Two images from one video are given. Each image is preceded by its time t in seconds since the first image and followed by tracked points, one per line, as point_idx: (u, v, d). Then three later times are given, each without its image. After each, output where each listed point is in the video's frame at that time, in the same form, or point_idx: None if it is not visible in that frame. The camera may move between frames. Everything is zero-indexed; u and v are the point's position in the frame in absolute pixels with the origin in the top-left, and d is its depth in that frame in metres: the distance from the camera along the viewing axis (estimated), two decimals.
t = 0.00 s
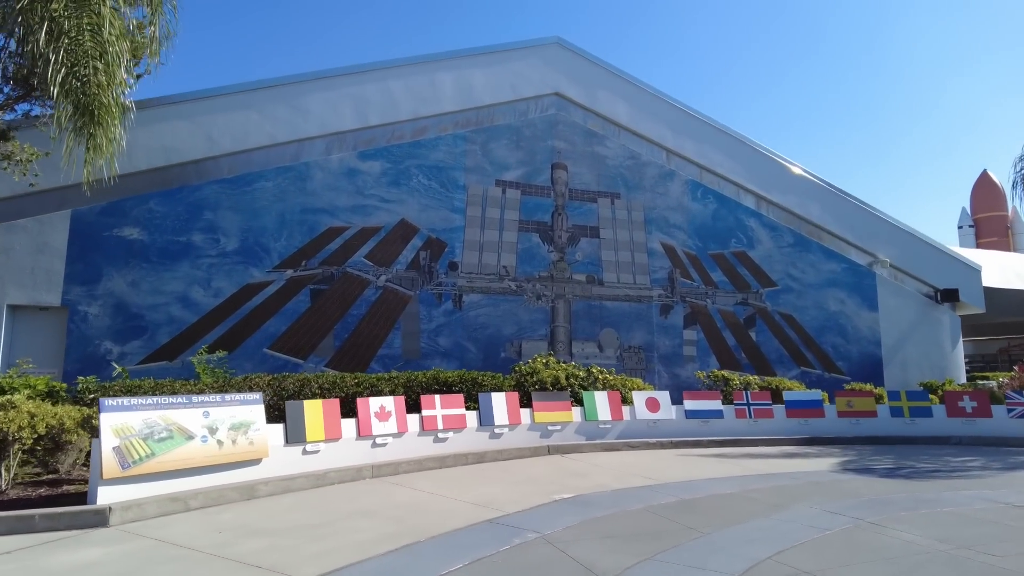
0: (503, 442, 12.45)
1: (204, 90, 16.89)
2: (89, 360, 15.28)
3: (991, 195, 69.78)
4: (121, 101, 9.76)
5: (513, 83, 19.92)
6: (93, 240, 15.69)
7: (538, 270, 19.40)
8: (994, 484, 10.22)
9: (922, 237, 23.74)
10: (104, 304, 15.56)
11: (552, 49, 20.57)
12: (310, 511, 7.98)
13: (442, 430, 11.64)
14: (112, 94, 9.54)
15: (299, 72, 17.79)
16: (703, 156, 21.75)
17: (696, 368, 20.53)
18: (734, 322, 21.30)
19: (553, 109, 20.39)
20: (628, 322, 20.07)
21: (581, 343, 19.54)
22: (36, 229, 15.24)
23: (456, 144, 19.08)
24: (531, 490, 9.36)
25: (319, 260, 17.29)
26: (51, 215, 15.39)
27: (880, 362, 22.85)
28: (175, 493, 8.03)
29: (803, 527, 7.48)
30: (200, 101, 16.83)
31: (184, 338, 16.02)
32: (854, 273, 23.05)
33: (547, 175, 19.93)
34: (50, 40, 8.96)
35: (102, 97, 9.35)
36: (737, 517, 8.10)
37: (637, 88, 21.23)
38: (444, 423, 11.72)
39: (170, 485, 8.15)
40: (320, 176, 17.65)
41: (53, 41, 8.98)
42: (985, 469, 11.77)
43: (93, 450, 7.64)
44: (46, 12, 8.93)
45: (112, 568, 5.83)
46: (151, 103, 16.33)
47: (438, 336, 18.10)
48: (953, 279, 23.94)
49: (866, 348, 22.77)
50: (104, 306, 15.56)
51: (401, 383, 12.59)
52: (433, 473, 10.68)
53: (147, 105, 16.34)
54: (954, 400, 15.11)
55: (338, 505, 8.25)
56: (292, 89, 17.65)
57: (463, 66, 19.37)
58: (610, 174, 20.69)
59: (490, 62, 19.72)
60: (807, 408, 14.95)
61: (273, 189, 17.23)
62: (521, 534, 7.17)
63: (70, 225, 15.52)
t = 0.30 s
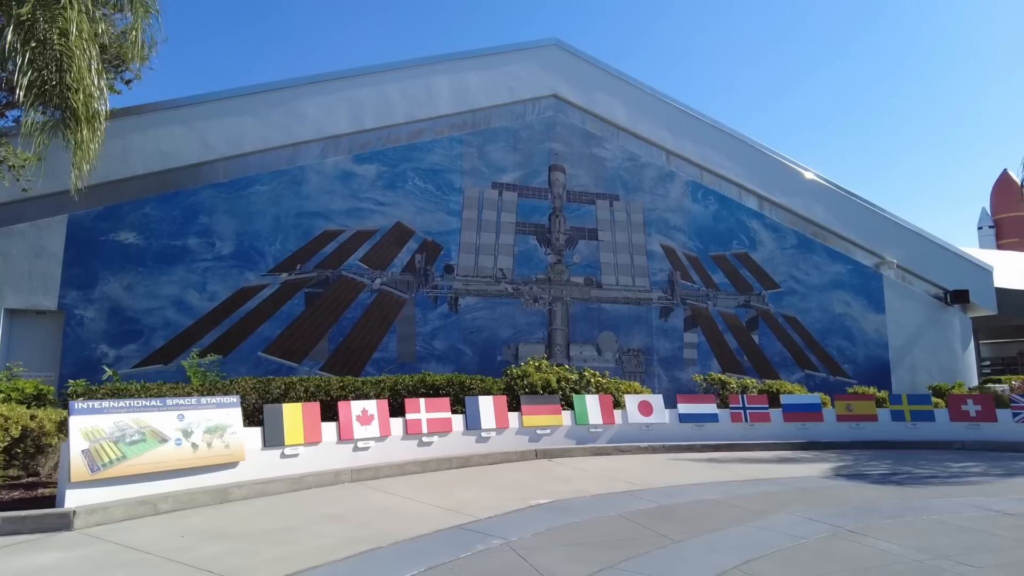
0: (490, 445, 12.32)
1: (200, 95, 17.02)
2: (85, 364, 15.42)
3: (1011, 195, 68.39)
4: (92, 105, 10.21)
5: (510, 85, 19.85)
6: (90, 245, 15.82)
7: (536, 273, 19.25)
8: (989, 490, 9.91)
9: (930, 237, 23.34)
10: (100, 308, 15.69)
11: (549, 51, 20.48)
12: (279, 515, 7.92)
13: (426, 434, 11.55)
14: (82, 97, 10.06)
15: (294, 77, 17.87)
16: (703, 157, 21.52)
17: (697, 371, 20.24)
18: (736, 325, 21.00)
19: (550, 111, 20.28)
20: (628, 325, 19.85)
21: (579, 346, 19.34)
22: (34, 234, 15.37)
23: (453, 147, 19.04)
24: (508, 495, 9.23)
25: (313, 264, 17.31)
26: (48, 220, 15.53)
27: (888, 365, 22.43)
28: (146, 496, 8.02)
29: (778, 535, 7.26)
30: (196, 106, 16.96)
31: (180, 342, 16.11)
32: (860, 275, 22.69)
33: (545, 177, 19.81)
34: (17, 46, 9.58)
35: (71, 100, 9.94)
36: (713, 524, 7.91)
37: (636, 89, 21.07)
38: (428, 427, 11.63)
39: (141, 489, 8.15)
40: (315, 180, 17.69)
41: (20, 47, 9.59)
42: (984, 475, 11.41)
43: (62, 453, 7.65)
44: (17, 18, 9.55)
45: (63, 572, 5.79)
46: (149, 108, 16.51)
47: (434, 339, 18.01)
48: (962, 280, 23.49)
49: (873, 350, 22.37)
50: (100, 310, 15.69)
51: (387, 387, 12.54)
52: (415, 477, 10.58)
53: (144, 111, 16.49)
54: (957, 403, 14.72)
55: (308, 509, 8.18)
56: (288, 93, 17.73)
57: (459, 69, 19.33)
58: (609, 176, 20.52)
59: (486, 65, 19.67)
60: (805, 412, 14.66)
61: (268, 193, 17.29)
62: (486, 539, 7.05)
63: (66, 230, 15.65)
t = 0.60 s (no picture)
0: (474, 446, 12.18)
1: (192, 96, 17.03)
2: (77, 364, 15.46)
3: None
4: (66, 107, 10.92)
5: (504, 83, 19.69)
6: (81, 245, 15.84)
7: (530, 272, 19.10)
8: (979, 493, 9.64)
9: (934, 235, 22.93)
10: (91, 309, 15.72)
11: (543, 49, 20.30)
12: (246, 516, 7.84)
13: (408, 435, 11.44)
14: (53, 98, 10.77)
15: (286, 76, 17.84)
16: (701, 154, 21.26)
17: (694, 371, 20.00)
18: (735, 324, 20.72)
19: (545, 109, 20.10)
20: (624, 324, 19.65)
21: (574, 346, 19.17)
22: (26, 235, 15.41)
23: (446, 146, 18.94)
24: (483, 497, 9.08)
25: (305, 264, 17.28)
26: (40, 221, 15.55)
27: (891, 365, 22.09)
28: (113, 497, 7.97)
29: (750, 539, 7.05)
30: (187, 106, 16.98)
31: (171, 343, 16.13)
32: (863, 274, 22.34)
33: (539, 175, 19.64)
34: None
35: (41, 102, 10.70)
36: (687, 527, 7.72)
37: (632, 87, 20.84)
38: (411, 428, 11.52)
39: (110, 489, 8.12)
40: (307, 180, 17.65)
41: None
42: (978, 477, 11.12)
43: (29, 453, 7.62)
44: None
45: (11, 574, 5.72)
46: (141, 109, 16.54)
47: (427, 339, 17.91)
48: (968, 278, 23.08)
49: (875, 350, 22.03)
50: (91, 310, 15.71)
51: (371, 387, 12.43)
52: (394, 478, 10.48)
53: (135, 111, 16.51)
54: (955, 404, 14.40)
55: (276, 510, 8.08)
56: (280, 93, 17.69)
57: (453, 67, 19.22)
58: (605, 174, 20.32)
59: (479, 63, 19.52)
60: (799, 413, 14.39)
61: (260, 193, 17.27)
62: (448, 541, 6.93)
63: (59, 231, 15.67)
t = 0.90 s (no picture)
0: (458, 449, 12.07)
1: (184, 98, 17.04)
2: (68, 366, 15.50)
3: None
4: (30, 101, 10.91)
5: (499, 83, 19.58)
6: (74, 247, 15.89)
7: (524, 273, 18.97)
8: (969, 500, 9.40)
9: (938, 234, 22.57)
10: (83, 310, 15.76)
11: (538, 48, 20.16)
12: (213, 521, 7.76)
13: (390, 438, 11.36)
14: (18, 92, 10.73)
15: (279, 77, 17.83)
16: (699, 153, 21.03)
17: (691, 373, 19.78)
18: (733, 325, 20.47)
19: (540, 109, 19.94)
20: (619, 326, 19.46)
21: (569, 347, 19.01)
22: (19, 237, 15.47)
23: (439, 146, 18.85)
24: (458, 502, 8.97)
25: (297, 265, 17.26)
26: (32, 223, 15.60)
27: (893, 367, 21.76)
28: (82, 500, 7.94)
29: (720, 547, 6.89)
30: (180, 108, 16.99)
31: (162, 345, 16.15)
32: (864, 274, 22.04)
33: (534, 175, 19.50)
34: None
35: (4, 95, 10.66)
36: (660, 534, 7.55)
37: (629, 85, 20.66)
38: (393, 431, 11.45)
39: (79, 493, 8.11)
40: (299, 181, 17.63)
41: None
42: (971, 483, 10.86)
43: None
44: None
45: None
46: (133, 111, 16.57)
47: (420, 341, 17.80)
48: (972, 278, 22.72)
49: (877, 351, 21.72)
50: (83, 312, 15.75)
51: (355, 390, 12.32)
52: (373, 481, 10.39)
53: (128, 113, 16.55)
54: (953, 407, 14.10)
55: (245, 514, 8.02)
56: (272, 94, 17.67)
57: (447, 67, 19.12)
58: (601, 174, 20.16)
59: (473, 63, 19.41)
60: (792, 416, 14.17)
61: (252, 195, 17.26)
62: (411, 547, 6.82)
63: (51, 233, 15.72)
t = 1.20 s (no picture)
0: (441, 450, 11.99)
1: (176, 98, 17.09)
2: (59, 365, 15.57)
3: None
4: None
5: (492, 82, 19.49)
6: (66, 247, 15.97)
7: (517, 273, 18.87)
8: (953, 503, 9.20)
9: (940, 233, 22.25)
10: (75, 310, 15.82)
11: (532, 47, 20.06)
12: (179, 521, 7.73)
13: (371, 439, 11.32)
14: None
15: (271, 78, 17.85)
16: (695, 152, 20.84)
17: (686, 374, 19.60)
18: (729, 325, 20.26)
19: (534, 108, 19.84)
20: (613, 326, 19.32)
21: (562, 347, 18.87)
22: (11, 237, 15.57)
23: (432, 146, 18.79)
24: (431, 504, 8.89)
25: (288, 265, 17.27)
26: (24, 223, 15.69)
27: (893, 368, 21.47)
28: (51, 500, 7.95)
29: (685, 550, 6.77)
30: (171, 109, 17.05)
31: (153, 345, 16.20)
32: (864, 273, 21.77)
33: (527, 175, 19.40)
34: None
35: None
36: (628, 538, 7.44)
37: (624, 84, 20.50)
38: (374, 431, 11.40)
39: (49, 493, 8.11)
40: (291, 181, 17.63)
41: None
42: (960, 486, 10.65)
43: None
44: None
45: None
46: (125, 112, 16.64)
47: (411, 341, 17.74)
48: (976, 277, 22.37)
49: (877, 352, 21.44)
50: (75, 312, 15.82)
51: (338, 391, 12.24)
52: (351, 482, 10.34)
53: (120, 114, 16.62)
54: (948, 409, 13.87)
55: (213, 515, 7.99)
56: (264, 94, 17.69)
57: (439, 67, 19.06)
58: (595, 173, 20.02)
59: (466, 62, 19.34)
60: (782, 417, 13.98)
61: (243, 195, 17.28)
62: (371, 550, 6.76)
63: (43, 233, 15.82)
